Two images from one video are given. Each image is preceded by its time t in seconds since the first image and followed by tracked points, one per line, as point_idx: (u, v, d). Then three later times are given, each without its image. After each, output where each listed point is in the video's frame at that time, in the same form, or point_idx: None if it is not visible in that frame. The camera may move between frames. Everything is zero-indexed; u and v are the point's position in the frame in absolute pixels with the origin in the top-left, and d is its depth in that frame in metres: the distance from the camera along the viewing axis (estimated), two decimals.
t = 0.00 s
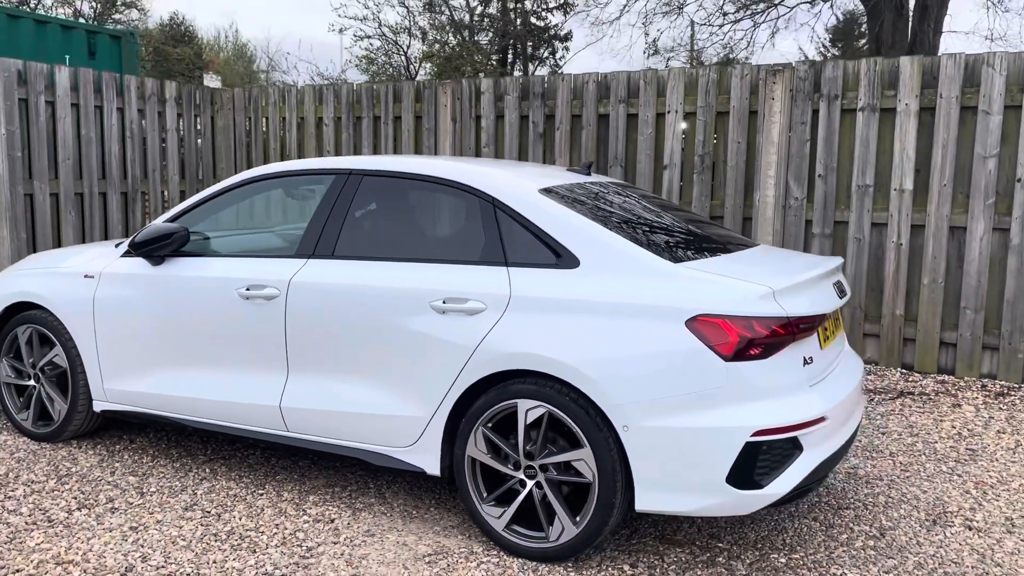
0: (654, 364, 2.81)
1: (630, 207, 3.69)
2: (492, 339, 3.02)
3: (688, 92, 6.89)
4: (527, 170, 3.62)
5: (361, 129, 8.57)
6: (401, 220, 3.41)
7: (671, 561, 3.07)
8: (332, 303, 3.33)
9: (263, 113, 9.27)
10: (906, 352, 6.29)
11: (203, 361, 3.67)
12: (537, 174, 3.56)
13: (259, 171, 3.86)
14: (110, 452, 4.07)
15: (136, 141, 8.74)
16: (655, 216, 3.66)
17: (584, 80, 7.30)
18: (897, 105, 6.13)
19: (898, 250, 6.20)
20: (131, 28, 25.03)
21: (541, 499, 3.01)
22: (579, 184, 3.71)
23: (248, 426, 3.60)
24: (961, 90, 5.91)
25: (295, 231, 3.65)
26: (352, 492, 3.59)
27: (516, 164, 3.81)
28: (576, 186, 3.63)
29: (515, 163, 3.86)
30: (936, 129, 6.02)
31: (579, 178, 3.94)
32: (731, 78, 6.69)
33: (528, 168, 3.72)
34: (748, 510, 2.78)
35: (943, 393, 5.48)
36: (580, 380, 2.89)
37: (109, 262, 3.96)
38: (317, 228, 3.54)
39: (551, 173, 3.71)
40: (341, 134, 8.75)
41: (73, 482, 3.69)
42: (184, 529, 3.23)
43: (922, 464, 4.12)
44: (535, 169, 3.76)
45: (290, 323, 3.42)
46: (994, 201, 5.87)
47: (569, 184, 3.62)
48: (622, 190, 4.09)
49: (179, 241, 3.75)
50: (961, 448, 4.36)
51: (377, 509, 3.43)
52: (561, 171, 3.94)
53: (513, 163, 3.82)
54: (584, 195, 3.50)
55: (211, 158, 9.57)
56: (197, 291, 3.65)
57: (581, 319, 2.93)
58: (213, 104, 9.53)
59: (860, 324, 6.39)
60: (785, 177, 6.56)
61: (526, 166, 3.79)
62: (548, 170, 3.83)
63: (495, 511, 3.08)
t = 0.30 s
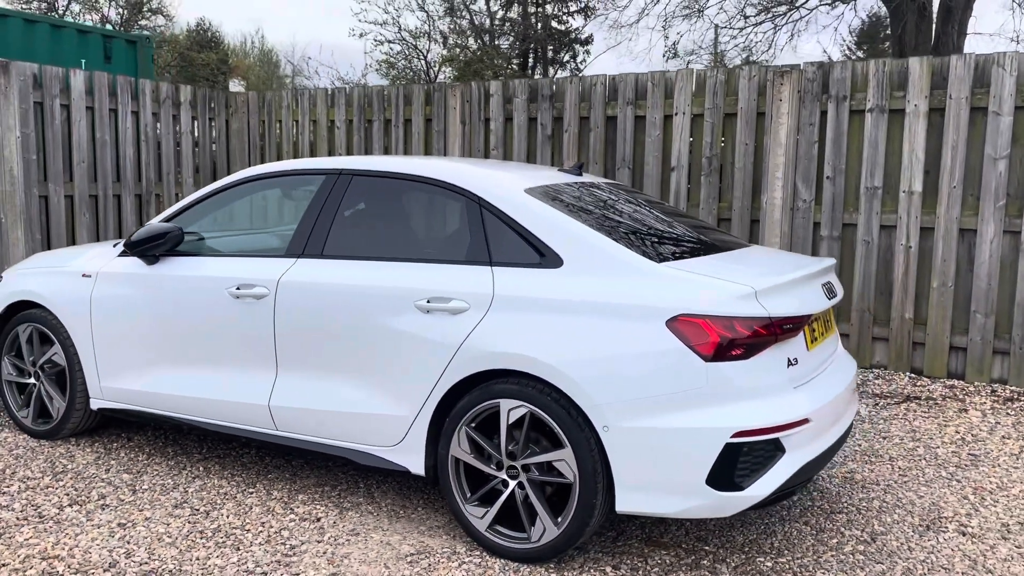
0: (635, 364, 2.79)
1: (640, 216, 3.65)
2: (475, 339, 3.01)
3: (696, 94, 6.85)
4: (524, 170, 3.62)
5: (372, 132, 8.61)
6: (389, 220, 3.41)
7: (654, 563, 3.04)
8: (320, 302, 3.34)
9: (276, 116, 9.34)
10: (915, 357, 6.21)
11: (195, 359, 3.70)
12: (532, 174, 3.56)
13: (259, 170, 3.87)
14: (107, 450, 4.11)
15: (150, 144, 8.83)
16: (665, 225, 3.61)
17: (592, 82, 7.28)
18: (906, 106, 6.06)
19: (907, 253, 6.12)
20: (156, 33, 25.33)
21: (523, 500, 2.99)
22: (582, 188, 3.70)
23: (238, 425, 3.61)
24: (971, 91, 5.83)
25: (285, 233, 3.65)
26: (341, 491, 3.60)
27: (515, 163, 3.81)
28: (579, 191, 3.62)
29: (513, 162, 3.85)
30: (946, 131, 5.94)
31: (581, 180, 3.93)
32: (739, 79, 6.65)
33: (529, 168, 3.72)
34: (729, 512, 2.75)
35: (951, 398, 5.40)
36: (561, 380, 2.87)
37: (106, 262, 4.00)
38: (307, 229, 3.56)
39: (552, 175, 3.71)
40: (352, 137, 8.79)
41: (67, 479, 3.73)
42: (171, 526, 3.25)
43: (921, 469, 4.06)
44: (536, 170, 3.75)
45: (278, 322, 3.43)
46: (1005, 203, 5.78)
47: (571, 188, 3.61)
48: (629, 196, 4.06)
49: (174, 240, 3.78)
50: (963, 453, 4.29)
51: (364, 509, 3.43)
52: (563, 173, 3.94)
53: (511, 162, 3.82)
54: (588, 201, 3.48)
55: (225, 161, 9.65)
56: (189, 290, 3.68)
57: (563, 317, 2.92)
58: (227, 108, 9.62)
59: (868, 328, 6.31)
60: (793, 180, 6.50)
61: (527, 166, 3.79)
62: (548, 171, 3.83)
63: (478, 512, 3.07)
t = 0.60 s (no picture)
0: (615, 371, 2.78)
1: (649, 230, 3.61)
2: (458, 344, 3.02)
3: (704, 98, 6.82)
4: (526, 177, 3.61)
5: (382, 136, 8.64)
6: (378, 225, 3.43)
7: (638, 571, 3.03)
8: (308, 306, 3.36)
9: (290, 120, 9.41)
10: (924, 363, 6.13)
11: (188, 362, 3.73)
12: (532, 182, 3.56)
13: (255, 173, 3.89)
14: (106, 451, 4.16)
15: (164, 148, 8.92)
16: (674, 238, 3.57)
17: (600, 86, 7.27)
18: (914, 109, 5.99)
19: (915, 258, 6.05)
20: (180, 38, 25.60)
21: (505, 506, 2.99)
22: (586, 198, 3.69)
23: (230, 428, 3.64)
24: (980, 94, 5.76)
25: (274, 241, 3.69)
26: (331, 495, 3.61)
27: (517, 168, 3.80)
28: (584, 202, 3.62)
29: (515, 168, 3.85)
30: (954, 135, 5.86)
31: (585, 189, 3.92)
32: (747, 83, 6.61)
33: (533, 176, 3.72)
34: (709, 520, 2.73)
35: (957, 405, 5.33)
36: (543, 386, 2.87)
37: (104, 266, 4.05)
38: (298, 233, 3.58)
39: (556, 184, 3.71)
40: (363, 141, 8.83)
41: (63, 480, 3.77)
42: (160, 528, 3.28)
43: (919, 478, 4.01)
44: (540, 177, 3.75)
45: (268, 326, 3.45)
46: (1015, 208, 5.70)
47: (575, 198, 3.61)
48: (636, 205, 4.04)
49: (168, 245, 3.82)
50: (964, 462, 4.23)
51: (352, 512, 3.45)
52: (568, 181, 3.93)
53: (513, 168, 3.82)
54: (592, 212, 3.47)
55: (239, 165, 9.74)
56: (182, 294, 3.72)
57: (544, 323, 2.92)
58: (241, 112, 9.70)
59: (876, 334, 6.24)
60: (800, 184, 6.45)
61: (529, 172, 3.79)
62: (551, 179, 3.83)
63: (461, 517, 3.07)
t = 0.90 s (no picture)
0: (599, 368, 2.80)
1: (661, 238, 3.62)
2: (447, 342, 3.05)
3: (712, 99, 6.82)
4: (533, 183, 3.65)
5: (395, 138, 8.72)
6: (372, 224, 3.48)
7: (624, 567, 3.05)
8: (302, 303, 3.41)
9: (305, 122, 9.51)
10: (932, 365, 6.09)
11: (189, 359, 3.80)
12: (537, 188, 3.59)
13: (255, 173, 3.97)
14: (111, 446, 4.24)
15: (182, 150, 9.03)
16: (683, 246, 3.57)
17: (609, 88, 7.28)
18: (923, 110, 5.95)
19: (924, 259, 6.01)
20: (204, 42, 25.91)
21: (492, 501, 3.02)
22: (597, 205, 3.72)
23: (229, 423, 3.71)
24: (989, 95, 5.71)
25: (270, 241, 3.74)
26: (327, 490, 3.66)
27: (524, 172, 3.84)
28: (594, 209, 3.64)
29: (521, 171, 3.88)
30: (963, 136, 5.82)
31: (595, 196, 3.94)
32: (755, 84, 6.60)
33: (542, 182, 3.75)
34: (690, 517, 2.75)
35: (964, 408, 5.28)
36: (528, 383, 2.90)
37: (109, 265, 4.13)
38: (295, 231, 3.64)
39: (565, 191, 3.74)
40: (377, 143, 8.91)
41: (67, 474, 3.86)
42: (157, 521, 3.35)
43: (917, 479, 3.99)
44: (549, 183, 3.79)
45: (265, 324, 3.51)
46: None
47: (585, 206, 3.63)
48: (644, 212, 4.06)
49: (169, 244, 3.90)
50: (965, 463, 4.21)
51: (346, 507, 3.49)
52: (577, 187, 3.96)
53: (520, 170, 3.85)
54: (602, 220, 3.49)
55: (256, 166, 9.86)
56: (183, 291, 3.79)
57: (530, 321, 2.95)
58: (258, 115, 9.81)
59: (885, 335, 6.21)
60: (808, 184, 6.43)
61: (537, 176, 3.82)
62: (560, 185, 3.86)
63: (449, 512, 3.11)
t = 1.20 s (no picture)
0: (574, 364, 2.86)
1: (668, 246, 3.64)
2: (429, 338, 3.13)
3: (717, 100, 6.85)
4: (538, 192, 3.71)
5: (406, 140, 8.81)
6: (361, 224, 3.56)
7: (601, 560, 3.10)
8: (293, 300, 3.50)
9: (319, 123, 9.63)
10: (935, 366, 6.08)
11: (187, 354, 3.90)
12: (542, 197, 3.65)
13: (254, 173, 4.07)
14: (114, 439, 4.36)
15: (197, 151, 9.19)
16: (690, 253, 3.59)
17: (615, 89, 7.33)
18: (925, 110, 5.95)
19: (926, 260, 6.00)
20: (228, 44, 26.20)
21: (472, 494, 3.09)
22: (604, 214, 3.76)
23: (224, 417, 3.81)
24: (992, 95, 5.70)
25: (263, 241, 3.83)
26: (319, 483, 3.75)
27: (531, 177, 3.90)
28: (601, 218, 3.68)
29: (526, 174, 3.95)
30: (965, 136, 5.81)
31: (603, 204, 3.99)
32: (759, 84, 6.62)
33: (548, 189, 3.82)
34: (663, 510, 2.81)
35: (962, 409, 5.28)
36: (506, 379, 2.96)
37: (112, 263, 4.25)
38: (288, 230, 3.73)
39: (571, 200, 3.80)
40: (388, 144, 9.01)
41: (70, 465, 3.97)
42: (152, 510, 3.46)
43: (905, 478, 4.01)
44: (555, 191, 3.85)
45: (258, 320, 3.61)
46: None
47: (592, 215, 3.67)
48: (649, 219, 4.09)
49: (169, 242, 4.01)
50: (955, 463, 4.22)
51: (336, 499, 3.58)
52: (584, 195, 4.02)
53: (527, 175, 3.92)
54: (607, 229, 3.52)
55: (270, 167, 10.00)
56: (182, 288, 3.89)
57: (509, 318, 3.01)
58: (273, 116, 9.94)
59: (887, 336, 6.20)
60: (811, 185, 6.44)
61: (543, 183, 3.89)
62: (567, 192, 3.93)
63: (432, 505, 3.18)
